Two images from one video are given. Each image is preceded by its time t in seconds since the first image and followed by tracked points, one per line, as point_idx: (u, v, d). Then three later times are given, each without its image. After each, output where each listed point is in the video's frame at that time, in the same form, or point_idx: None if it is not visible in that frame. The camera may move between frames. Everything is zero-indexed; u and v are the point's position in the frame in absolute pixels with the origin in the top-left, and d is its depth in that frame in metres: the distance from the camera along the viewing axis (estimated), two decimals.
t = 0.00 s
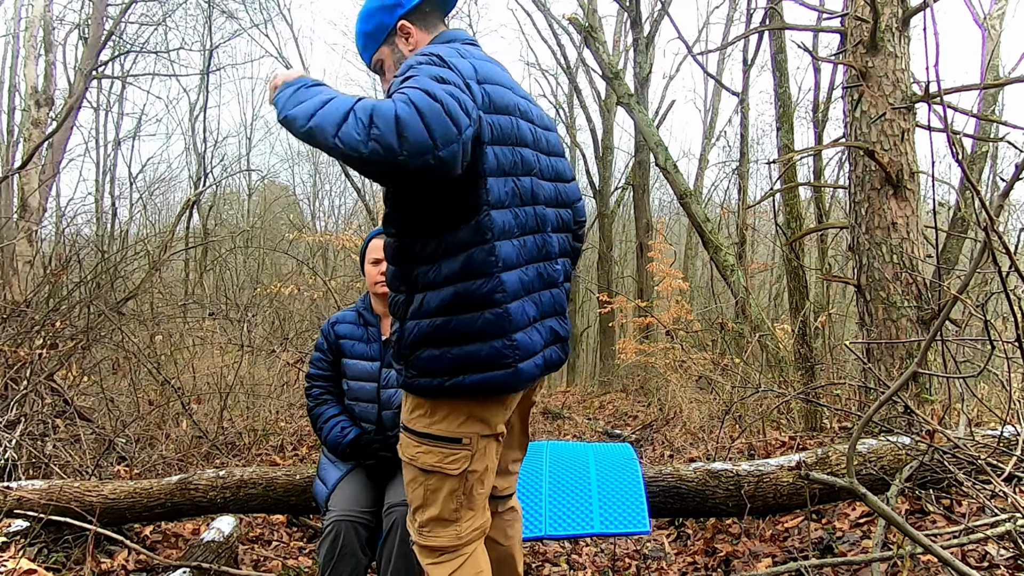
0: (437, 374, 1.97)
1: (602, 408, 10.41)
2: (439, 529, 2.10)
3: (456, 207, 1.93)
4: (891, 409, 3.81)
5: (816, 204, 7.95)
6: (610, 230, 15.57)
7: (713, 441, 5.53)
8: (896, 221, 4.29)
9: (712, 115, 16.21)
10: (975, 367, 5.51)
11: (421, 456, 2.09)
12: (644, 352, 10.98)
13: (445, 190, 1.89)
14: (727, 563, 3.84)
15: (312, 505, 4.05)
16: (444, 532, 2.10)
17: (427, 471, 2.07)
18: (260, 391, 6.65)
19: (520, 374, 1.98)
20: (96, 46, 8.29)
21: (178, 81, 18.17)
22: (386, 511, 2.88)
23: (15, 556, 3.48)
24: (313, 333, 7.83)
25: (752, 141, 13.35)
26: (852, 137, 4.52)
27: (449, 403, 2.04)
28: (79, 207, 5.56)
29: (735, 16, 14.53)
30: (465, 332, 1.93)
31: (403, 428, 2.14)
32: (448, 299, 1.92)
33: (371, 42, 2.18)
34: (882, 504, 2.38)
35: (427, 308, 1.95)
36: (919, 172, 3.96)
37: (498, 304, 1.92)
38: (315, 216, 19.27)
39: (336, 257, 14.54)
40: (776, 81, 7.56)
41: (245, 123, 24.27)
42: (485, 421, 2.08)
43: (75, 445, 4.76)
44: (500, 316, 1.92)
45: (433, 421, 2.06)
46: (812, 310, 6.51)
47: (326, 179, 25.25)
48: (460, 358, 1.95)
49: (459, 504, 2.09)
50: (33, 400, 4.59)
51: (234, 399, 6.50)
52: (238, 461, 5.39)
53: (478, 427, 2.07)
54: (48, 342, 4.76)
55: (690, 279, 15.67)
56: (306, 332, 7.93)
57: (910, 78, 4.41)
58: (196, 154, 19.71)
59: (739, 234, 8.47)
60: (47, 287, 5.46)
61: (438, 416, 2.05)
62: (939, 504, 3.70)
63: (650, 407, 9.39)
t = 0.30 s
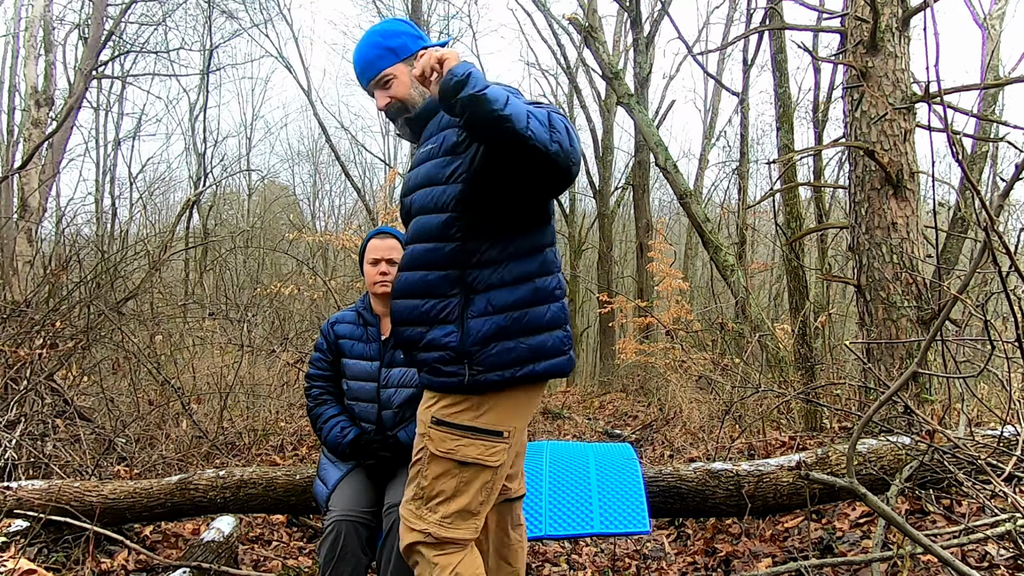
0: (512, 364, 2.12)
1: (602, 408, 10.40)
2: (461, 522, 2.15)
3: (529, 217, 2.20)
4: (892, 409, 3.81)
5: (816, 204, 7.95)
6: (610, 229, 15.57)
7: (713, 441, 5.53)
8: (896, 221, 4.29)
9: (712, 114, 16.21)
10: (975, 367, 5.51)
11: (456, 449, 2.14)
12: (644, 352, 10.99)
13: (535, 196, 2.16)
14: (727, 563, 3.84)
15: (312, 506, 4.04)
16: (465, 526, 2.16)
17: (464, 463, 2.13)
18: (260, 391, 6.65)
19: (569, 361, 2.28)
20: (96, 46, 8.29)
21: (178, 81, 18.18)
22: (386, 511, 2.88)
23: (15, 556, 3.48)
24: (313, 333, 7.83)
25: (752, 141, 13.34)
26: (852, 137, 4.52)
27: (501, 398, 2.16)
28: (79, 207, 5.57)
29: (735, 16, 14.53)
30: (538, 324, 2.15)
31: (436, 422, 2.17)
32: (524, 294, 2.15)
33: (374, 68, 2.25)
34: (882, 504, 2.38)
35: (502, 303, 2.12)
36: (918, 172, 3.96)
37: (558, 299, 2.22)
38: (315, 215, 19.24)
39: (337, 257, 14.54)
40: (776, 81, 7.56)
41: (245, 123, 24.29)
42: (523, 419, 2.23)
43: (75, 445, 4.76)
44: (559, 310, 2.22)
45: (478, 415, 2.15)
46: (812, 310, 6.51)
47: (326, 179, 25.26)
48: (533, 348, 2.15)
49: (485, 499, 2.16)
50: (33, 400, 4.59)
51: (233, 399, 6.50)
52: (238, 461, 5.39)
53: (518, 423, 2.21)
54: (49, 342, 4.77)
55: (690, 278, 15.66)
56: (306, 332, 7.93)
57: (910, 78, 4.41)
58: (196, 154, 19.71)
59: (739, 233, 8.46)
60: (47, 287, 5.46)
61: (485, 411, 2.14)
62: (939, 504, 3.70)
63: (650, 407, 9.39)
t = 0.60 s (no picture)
0: (570, 347, 2.39)
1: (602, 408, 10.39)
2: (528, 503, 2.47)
3: (563, 214, 2.49)
4: (892, 409, 3.80)
5: (816, 204, 7.95)
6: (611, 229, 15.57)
7: (714, 441, 5.53)
8: (896, 221, 4.28)
9: (712, 114, 16.20)
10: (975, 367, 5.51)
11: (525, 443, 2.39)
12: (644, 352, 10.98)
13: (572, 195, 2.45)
14: (727, 563, 3.84)
15: (312, 505, 4.05)
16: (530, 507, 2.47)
17: (535, 453, 2.41)
18: (260, 391, 6.64)
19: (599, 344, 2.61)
20: (96, 46, 8.28)
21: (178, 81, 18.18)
22: (386, 511, 2.88)
23: (15, 556, 3.48)
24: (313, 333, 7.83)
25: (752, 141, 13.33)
26: (852, 137, 4.52)
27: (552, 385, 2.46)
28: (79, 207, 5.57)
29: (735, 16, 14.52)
30: (585, 311, 2.45)
31: (506, 423, 2.36)
32: (574, 286, 2.44)
33: (402, 65, 2.41)
34: (882, 504, 2.38)
35: (558, 292, 2.40)
36: (918, 172, 3.96)
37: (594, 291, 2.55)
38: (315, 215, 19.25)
39: (337, 256, 14.54)
40: (776, 81, 7.55)
41: (245, 123, 24.32)
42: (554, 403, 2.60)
43: (75, 445, 4.76)
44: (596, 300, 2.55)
45: (539, 406, 2.43)
46: (813, 310, 6.50)
47: (326, 179, 25.26)
48: (583, 334, 2.44)
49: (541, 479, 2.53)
50: (33, 400, 4.59)
51: (234, 399, 6.50)
52: (238, 461, 5.39)
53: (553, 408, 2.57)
54: (48, 342, 4.77)
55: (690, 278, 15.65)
56: (306, 332, 7.93)
57: (910, 78, 4.41)
58: (197, 154, 19.71)
59: (739, 233, 8.46)
60: (47, 286, 5.45)
61: (545, 403, 2.41)
62: (939, 504, 3.70)
63: (650, 407, 9.38)
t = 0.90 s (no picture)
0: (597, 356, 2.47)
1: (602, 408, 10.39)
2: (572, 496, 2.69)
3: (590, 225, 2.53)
4: (892, 408, 3.80)
5: (817, 204, 7.95)
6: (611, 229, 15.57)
7: (714, 441, 5.54)
8: (896, 220, 4.28)
9: (712, 114, 16.20)
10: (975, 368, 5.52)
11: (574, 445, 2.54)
12: (644, 352, 11.01)
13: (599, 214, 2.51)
14: (727, 563, 3.84)
15: (312, 505, 4.05)
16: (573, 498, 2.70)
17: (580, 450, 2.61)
18: (260, 391, 6.64)
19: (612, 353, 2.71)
20: (96, 46, 8.28)
21: (177, 81, 18.19)
22: (386, 511, 2.88)
23: (15, 556, 3.48)
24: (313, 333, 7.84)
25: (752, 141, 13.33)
26: (852, 137, 4.52)
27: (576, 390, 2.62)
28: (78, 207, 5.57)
29: (735, 16, 14.52)
30: (609, 321, 2.54)
31: (567, 435, 2.50)
32: (603, 296, 2.52)
33: (449, 60, 2.46)
34: (882, 504, 2.38)
35: (590, 302, 2.46)
36: (918, 171, 3.96)
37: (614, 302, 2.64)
38: (316, 215, 19.25)
39: (337, 256, 14.54)
40: (776, 81, 7.55)
41: (245, 123, 24.35)
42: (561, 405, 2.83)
43: (75, 445, 4.75)
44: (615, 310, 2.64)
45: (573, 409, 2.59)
46: (812, 310, 6.49)
47: (325, 179, 25.28)
48: (607, 343, 2.53)
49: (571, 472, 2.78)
50: (33, 400, 4.59)
51: (233, 399, 6.49)
52: (238, 461, 5.39)
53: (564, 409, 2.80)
54: (48, 342, 4.77)
55: (690, 278, 15.65)
56: (306, 333, 7.94)
57: (910, 78, 4.41)
58: (197, 154, 19.72)
59: (739, 234, 8.47)
60: (47, 287, 5.45)
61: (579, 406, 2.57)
62: (939, 504, 3.70)
63: (650, 407, 9.38)
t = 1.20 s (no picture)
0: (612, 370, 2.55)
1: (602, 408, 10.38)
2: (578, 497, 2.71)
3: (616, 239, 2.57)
4: (892, 409, 3.80)
5: (817, 204, 7.95)
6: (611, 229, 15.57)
7: (714, 441, 5.54)
8: (896, 221, 4.28)
9: (712, 114, 16.20)
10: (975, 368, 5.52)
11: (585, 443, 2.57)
12: (645, 352, 11.02)
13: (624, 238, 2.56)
14: (727, 563, 3.84)
15: (313, 505, 4.05)
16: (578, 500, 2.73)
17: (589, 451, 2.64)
18: (260, 391, 6.63)
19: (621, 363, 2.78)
20: (96, 46, 8.28)
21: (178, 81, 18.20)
22: (386, 511, 2.88)
23: (15, 556, 3.48)
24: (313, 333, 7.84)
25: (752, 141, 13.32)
26: (852, 137, 4.51)
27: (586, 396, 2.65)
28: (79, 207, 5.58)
29: (735, 16, 14.51)
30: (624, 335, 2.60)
31: (580, 431, 2.53)
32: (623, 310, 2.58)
33: (508, 50, 2.47)
34: (882, 504, 2.38)
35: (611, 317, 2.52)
36: (918, 172, 3.96)
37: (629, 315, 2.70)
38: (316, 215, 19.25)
39: (337, 256, 14.53)
40: (776, 81, 7.55)
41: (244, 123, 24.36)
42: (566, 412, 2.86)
43: (75, 445, 4.75)
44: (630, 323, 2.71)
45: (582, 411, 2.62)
46: (812, 310, 6.49)
47: (325, 179, 25.28)
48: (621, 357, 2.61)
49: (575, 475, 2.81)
50: (33, 400, 4.59)
51: (233, 399, 6.49)
52: (238, 461, 5.39)
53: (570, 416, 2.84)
54: (49, 342, 4.77)
55: (690, 278, 15.64)
56: (306, 333, 7.94)
57: (910, 78, 4.41)
58: (197, 154, 19.72)
59: (739, 234, 8.46)
60: (47, 287, 5.45)
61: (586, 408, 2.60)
62: (939, 504, 3.70)
63: (650, 407, 9.38)
